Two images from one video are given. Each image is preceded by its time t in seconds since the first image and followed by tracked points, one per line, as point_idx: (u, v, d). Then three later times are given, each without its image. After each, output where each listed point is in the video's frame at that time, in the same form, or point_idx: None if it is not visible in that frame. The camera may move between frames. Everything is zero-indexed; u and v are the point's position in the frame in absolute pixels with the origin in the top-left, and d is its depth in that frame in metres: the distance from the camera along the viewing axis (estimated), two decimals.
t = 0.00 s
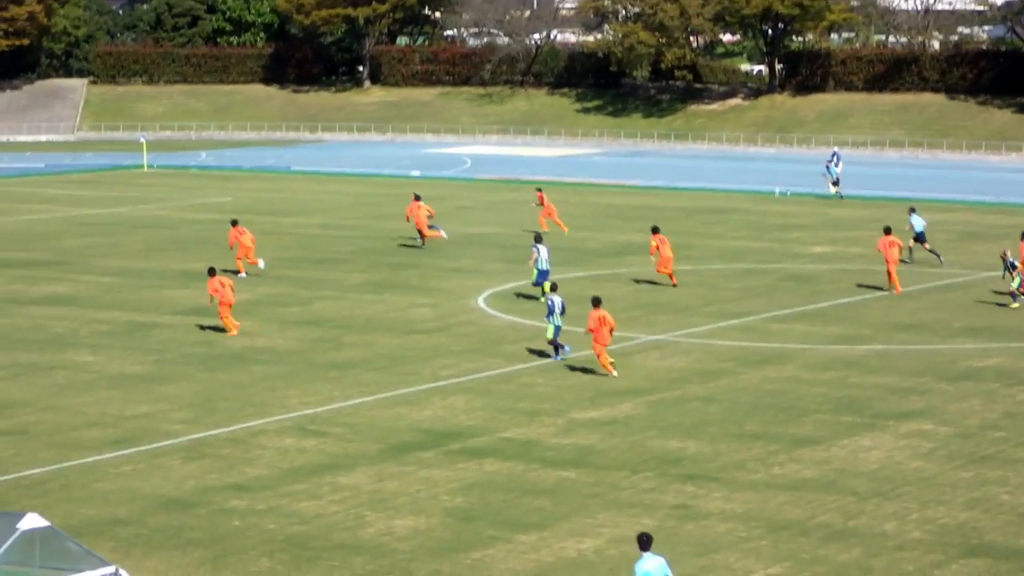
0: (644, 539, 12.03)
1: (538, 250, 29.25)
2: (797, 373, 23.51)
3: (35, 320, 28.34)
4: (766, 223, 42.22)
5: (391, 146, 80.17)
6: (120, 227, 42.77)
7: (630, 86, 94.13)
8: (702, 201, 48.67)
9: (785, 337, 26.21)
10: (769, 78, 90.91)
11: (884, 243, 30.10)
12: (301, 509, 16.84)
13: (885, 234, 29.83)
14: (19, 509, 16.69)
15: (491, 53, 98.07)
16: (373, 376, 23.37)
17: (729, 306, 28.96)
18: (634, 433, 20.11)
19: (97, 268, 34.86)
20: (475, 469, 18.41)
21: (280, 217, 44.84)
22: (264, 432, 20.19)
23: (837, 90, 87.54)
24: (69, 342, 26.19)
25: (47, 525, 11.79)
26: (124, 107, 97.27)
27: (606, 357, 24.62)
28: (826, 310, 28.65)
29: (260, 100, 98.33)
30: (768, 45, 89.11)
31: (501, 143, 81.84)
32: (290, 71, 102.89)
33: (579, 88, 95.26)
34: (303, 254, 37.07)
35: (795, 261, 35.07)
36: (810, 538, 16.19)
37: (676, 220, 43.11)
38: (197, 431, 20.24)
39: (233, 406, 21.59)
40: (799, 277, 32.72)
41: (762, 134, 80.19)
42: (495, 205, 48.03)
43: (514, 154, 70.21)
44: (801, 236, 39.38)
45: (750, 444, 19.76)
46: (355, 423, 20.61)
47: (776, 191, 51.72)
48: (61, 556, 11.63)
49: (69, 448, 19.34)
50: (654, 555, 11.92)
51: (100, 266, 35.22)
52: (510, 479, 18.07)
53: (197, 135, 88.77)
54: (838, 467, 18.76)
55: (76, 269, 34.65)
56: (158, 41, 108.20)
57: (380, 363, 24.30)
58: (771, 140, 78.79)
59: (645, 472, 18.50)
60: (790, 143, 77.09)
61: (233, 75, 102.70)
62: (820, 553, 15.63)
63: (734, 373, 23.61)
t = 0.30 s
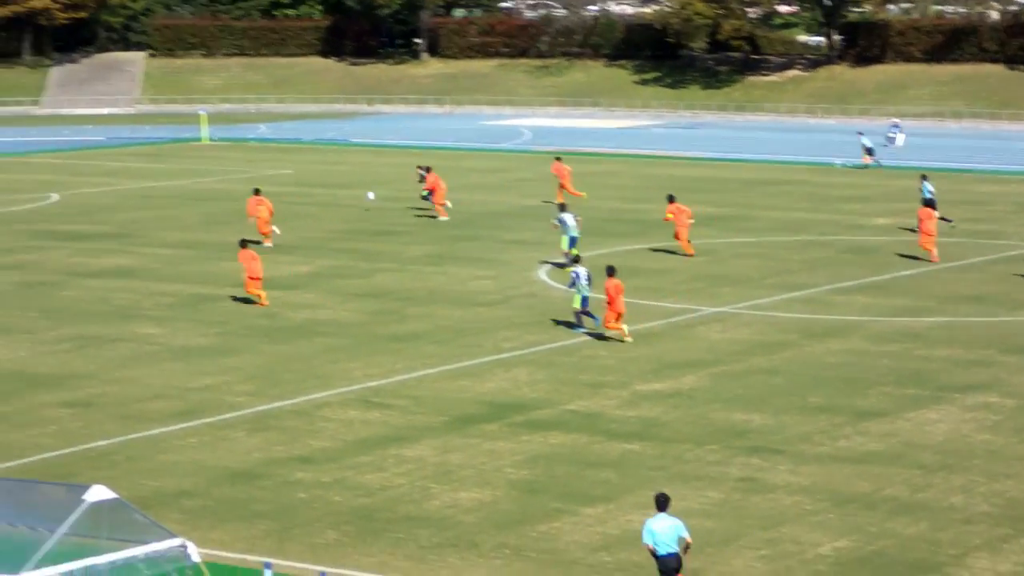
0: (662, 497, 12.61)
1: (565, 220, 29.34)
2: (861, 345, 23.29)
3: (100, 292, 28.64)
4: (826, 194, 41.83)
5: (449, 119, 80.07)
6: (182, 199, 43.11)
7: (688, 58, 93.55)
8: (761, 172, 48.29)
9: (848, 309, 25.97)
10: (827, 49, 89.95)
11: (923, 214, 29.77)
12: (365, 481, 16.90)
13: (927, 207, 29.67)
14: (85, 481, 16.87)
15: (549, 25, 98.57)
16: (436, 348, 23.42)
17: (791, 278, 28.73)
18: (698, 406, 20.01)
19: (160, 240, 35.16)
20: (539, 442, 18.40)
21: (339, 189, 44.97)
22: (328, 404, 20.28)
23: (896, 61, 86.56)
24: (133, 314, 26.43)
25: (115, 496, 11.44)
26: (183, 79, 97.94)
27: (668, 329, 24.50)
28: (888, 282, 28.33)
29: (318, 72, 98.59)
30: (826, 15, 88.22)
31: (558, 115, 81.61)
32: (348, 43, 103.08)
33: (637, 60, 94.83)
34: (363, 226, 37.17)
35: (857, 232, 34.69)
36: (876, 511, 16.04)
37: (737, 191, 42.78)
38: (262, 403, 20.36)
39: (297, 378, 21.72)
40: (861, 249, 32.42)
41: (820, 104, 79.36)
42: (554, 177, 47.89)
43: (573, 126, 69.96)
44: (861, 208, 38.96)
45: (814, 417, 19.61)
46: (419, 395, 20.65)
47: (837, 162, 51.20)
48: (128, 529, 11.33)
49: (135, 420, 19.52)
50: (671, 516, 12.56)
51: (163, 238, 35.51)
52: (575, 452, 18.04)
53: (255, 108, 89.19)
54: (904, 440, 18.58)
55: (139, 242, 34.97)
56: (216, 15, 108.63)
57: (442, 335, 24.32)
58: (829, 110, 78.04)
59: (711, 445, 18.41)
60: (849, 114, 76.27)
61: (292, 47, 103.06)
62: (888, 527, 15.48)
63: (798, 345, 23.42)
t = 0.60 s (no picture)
0: (720, 496, 12.74)
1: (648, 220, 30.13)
2: (978, 357, 22.88)
3: (215, 293, 29.20)
4: (942, 205, 41.10)
5: (561, 124, 80.25)
6: (295, 202, 43.76)
7: (802, 66, 92.76)
8: (874, 181, 47.59)
9: (964, 320, 25.51)
10: (945, 58, 88.44)
11: (1014, 222, 29.96)
12: (476, 486, 17.08)
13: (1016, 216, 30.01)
14: (200, 481, 17.20)
15: (664, 32, 98.72)
16: (548, 354, 23.53)
17: (906, 288, 28.29)
18: (811, 416, 19.82)
19: (274, 242, 35.75)
20: (650, 450, 18.40)
21: (450, 194, 45.36)
22: (440, 408, 20.48)
23: (1015, 70, 85.10)
24: (248, 316, 26.93)
25: (227, 497, 11.69)
26: (297, 82, 99.28)
27: (779, 339, 24.30)
28: (1006, 294, 27.76)
29: (431, 76, 99.44)
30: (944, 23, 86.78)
31: (669, 122, 81.27)
32: (461, 48, 104.20)
33: (751, 67, 94.32)
34: (474, 230, 37.45)
35: (974, 242, 34.02)
36: (992, 525, 15.77)
37: (850, 200, 42.27)
38: (374, 407, 20.63)
39: (409, 382, 21.96)
40: (978, 260, 31.82)
41: (937, 114, 78.06)
42: (665, 183, 47.75)
43: (683, 133, 69.59)
44: (977, 219, 38.22)
45: (929, 429, 19.32)
46: (531, 401, 20.76)
47: (953, 171, 50.23)
48: (239, 530, 11.62)
49: (249, 421, 19.88)
50: (730, 513, 12.69)
51: (276, 240, 36.11)
52: (686, 460, 18.00)
53: (368, 112, 90.17)
54: (1021, 454, 18.22)
55: (254, 244, 35.59)
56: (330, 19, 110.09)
57: (553, 341, 24.44)
58: (946, 119, 76.69)
59: (823, 455, 18.24)
60: (967, 124, 74.84)
61: (406, 51, 104.41)
62: (1004, 541, 15.21)
63: (913, 356, 23.11)
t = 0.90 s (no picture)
0: (751, 502, 13.06)
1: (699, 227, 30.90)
2: None
3: (298, 298, 29.55)
4: None
5: (646, 133, 80.19)
6: (378, 208, 44.10)
7: (890, 78, 92.01)
8: (961, 195, 46.95)
9: None
10: None
11: None
12: (557, 496, 17.13)
13: None
14: (281, 486, 17.38)
15: (751, 42, 98.38)
16: (631, 364, 23.53)
17: (993, 304, 27.88)
18: (895, 431, 19.62)
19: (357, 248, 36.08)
20: (733, 462, 18.32)
21: (531, 203, 45.49)
22: (522, 417, 20.58)
23: None
24: (330, 322, 27.22)
25: (308, 502, 11.86)
26: (384, 88, 100.10)
27: (863, 352, 24.07)
28: None
29: (518, 84, 100.02)
30: None
31: (754, 133, 80.89)
32: (549, 57, 105.16)
33: (839, 79, 93.77)
34: (557, 239, 37.55)
35: None
36: None
37: (937, 214, 41.75)
38: (456, 415, 20.76)
39: (491, 391, 22.08)
40: None
41: None
42: (750, 195, 47.51)
43: (768, 144, 69.16)
44: None
45: (1016, 446, 19.03)
46: (613, 412, 20.77)
47: None
48: (319, 536, 11.83)
49: (331, 427, 20.09)
50: (759, 520, 12.99)
51: (360, 246, 36.45)
52: (768, 473, 17.90)
53: (454, 118, 90.67)
54: None
55: (337, 249, 35.97)
56: (418, 26, 111.12)
57: (636, 351, 24.43)
58: None
59: (907, 470, 18.06)
60: None
61: (492, 58, 105.31)
62: None
63: (1001, 372, 22.77)
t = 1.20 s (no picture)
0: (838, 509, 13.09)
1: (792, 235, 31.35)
2: None
3: (430, 309, 30.08)
4: None
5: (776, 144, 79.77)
6: (506, 219, 44.58)
7: None
8: None
9: None
10: None
11: None
12: (691, 508, 17.29)
13: None
14: (415, 496, 17.74)
15: (883, 54, 97.43)
16: (764, 377, 23.56)
17: None
18: None
19: (487, 259, 36.55)
20: (867, 476, 18.25)
21: (660, 213, 45.52)
22: (655, 429, 20.74)
23: None
24: (463, 332, 27.68)
25: (442, 512, 12.25)
26: (516, 100, 100.93)
27: (1000, 367, 23.75)
28: None
29: (650, 96, 100.32)
30: None
31: (887, 144, 79.99)
32: (680, 68, 105.43)
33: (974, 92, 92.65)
34: (688, 251, 37.58)
35: None
36: None
37: None
38: (589, 426, 21.02)
39: (623, 403, 22.30)
40: None
41: None
42: (884, 206, 46.97)
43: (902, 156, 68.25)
44: None
45: None
46: (747, 424, 20.83)
47: None
48: (454, 545, 12.22)
49: (465, 438, 20.49)
50: (845, 528, 13.04)
51: (491, 257, 36.92)
52: (905, 487, 17.79)
53: (585, 129, 90.98)
54: None
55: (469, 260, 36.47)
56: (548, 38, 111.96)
57: (769, 363, 24.46)
58: None
59: None
60: None
61: (624, 70, 105.90)
62: None
63: None
